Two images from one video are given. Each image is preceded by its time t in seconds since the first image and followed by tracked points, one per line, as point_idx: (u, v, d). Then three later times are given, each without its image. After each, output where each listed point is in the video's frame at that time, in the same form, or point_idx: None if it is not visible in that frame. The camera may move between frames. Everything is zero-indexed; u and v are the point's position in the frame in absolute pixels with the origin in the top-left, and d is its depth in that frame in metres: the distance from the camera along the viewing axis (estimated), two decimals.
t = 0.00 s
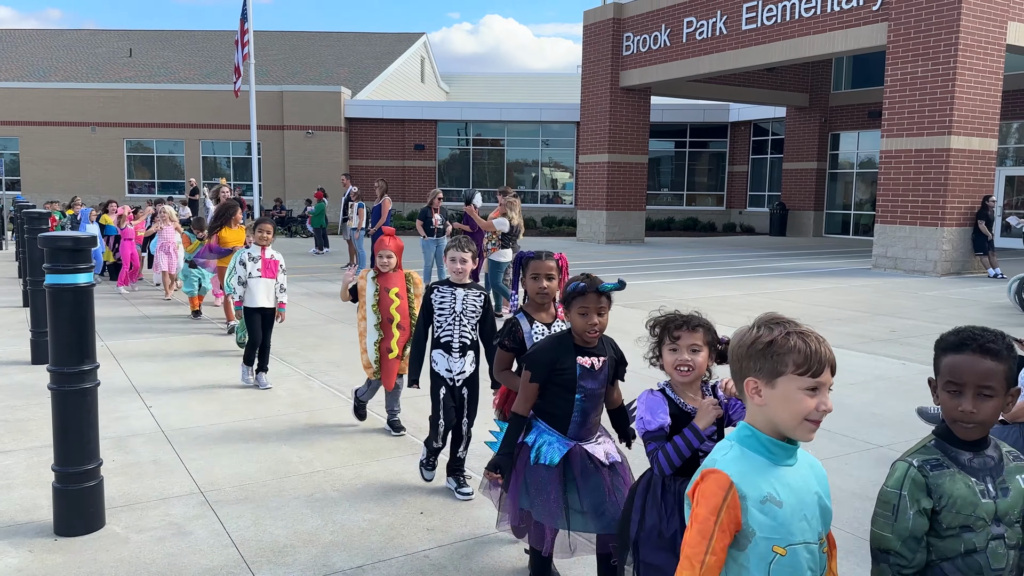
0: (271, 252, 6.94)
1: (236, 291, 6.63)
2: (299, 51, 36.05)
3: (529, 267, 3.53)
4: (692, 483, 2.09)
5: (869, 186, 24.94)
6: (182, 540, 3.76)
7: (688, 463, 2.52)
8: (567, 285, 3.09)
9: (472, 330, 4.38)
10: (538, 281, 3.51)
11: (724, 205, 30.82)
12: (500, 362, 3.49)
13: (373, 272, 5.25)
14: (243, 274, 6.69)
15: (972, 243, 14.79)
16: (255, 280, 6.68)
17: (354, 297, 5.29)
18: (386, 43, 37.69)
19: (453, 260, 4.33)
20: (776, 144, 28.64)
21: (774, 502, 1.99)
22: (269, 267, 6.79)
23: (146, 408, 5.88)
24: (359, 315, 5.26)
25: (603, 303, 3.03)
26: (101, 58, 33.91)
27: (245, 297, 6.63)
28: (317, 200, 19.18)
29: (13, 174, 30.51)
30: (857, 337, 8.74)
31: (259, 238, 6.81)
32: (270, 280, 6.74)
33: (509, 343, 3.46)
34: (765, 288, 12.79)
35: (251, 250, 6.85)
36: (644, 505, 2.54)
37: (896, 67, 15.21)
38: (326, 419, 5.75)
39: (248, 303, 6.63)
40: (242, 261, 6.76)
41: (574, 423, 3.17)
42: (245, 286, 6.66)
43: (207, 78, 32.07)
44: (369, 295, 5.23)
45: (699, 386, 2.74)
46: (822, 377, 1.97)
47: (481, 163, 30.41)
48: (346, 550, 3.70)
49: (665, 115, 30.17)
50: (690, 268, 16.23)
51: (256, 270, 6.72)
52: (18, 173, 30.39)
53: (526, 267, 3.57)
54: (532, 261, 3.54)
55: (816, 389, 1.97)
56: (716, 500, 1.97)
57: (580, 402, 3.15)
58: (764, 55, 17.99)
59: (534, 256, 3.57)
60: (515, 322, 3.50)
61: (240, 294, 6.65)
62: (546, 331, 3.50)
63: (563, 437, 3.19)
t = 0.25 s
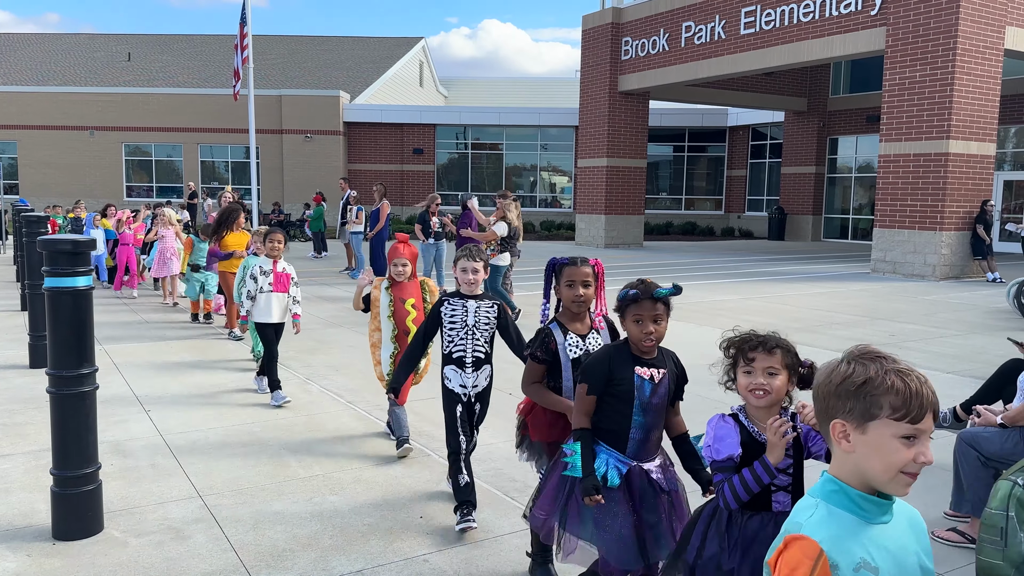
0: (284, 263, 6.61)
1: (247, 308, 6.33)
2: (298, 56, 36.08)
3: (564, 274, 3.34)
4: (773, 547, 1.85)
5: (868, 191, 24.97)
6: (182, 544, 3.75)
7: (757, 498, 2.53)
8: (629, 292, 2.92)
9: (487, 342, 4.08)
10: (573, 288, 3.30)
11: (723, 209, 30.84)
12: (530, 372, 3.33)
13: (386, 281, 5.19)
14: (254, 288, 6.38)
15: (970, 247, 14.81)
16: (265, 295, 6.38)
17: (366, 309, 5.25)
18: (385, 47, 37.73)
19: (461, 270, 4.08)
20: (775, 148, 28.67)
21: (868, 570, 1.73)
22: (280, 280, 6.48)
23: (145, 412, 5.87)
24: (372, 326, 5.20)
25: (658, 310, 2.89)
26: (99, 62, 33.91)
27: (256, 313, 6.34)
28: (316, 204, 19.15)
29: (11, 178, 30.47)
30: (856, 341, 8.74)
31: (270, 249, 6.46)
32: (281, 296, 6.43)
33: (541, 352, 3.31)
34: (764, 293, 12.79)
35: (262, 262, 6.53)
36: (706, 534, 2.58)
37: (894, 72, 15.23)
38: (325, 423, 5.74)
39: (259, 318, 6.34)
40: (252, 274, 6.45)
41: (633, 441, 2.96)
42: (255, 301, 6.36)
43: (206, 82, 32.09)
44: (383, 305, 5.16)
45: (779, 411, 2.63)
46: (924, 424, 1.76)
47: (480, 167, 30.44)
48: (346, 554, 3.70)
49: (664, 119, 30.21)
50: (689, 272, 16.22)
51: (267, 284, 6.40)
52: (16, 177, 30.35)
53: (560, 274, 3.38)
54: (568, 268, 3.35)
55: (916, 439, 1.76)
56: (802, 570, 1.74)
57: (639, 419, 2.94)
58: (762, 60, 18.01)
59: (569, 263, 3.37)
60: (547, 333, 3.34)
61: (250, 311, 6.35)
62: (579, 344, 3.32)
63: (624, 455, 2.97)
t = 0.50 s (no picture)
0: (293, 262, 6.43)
1: (262, 310, 6.11)
2: (297, 60, 36.10)
3: (609, 279, 3.17)
4: None
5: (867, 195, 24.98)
6: (180, 548, 3.74)
7: (826, 512, 2.46)
8: (671, 309, 2.73)
9: (503, 351, 3.86)
10: (621, 294, 3.12)
11: (722, 213, 30.85)
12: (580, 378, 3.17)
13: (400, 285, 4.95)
14: (267, 289, 6.18)
15: (969, 251, 14.81)
16: (279, 296, 6.19)
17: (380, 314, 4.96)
18: (384, 52, 37.76)
19: (472, 275, 3.85)
20: (774, 152, 28.68)
21: None
22: (293, 280, 6.29)
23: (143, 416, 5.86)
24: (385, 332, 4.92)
25: (705, 326, 2.69)
26: (99, 66, 33.94)
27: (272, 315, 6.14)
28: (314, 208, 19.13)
29: (10, 182, 30.45)
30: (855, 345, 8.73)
31: (280, 249, 6.27)
32: (295, 296, 6.25)
33: (584, 359, 3.15)
34: (763, 297, 12.78)
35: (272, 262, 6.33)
36: (791, 558, 2.52)
37: (893, 77, 15.25)
38: (325, 426, 5.71)
39: (275, 321, 6.15)
40: (264, 274, 6.23)
41: (685, 468, 2.73)
42: (270, 303, 6.17)
43: (205, 87, 32.10)
44: (397, 311, 4.91)
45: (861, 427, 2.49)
46: None
47: (479, 171, 30.44)
48: (344, 558, 3.68)
49: (663, 124, 30.25)
50: (689, 276, 16.22)
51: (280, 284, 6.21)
52: (15, 181, 30.33)
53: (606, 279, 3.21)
54: (612, 273, 3.19)
55: None
56: None
57: (691, 442, 2.71)
58: (761, 64, 18.03)
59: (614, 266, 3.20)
60: (591, 340, 3.17)
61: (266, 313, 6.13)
62: (628, 349, 3.13)
63: (675, 485, 2.74)
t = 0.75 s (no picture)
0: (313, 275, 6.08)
1: (279, 327, 5.79)
2: (297, 65, 36.15)
3: (654, 288, 3.15)
4: None
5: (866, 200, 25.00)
6: (180, 553, 3.74)
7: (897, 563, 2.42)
8: (735, 322, 2.65)
9: (525, 364, 3.72)
10: (666, 304, 3.10)
11: (721, 218, 30.86)
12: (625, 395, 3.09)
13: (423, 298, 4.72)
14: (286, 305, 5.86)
15: (968, 256, 14.83)
16: (299, 313, 5.85)
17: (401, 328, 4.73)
18: (384, 56, 37.81)
19: (505, 288, 3.64)
20: (773, 157, 28.70)
21: None
22: (314, 296, 5.94)
23: (143, 420, 5.86)
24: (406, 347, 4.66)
25: (771, 340, 2.63)
26: (99, 71, 33.99)
27: (290, 332, 5.85)
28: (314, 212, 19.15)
29: (9, 186, 30.47)
30: (854, 350, 8.75)
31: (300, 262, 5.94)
32: (315, 312, 5.92)
33: (630, 372, 3.08)
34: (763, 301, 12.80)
35: (293, 275, 5.99)
36: None
37: (892, 82, 15.27)
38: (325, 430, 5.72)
39: (293, 337, 5.86)
40: (284, 289, 5.91)
41: (742, 488, 2.69)
42: (289, 319, 5.85)
43: (205, 91, 32.15)
44: (420, 326, 4.68)
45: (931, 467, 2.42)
46: None
47: (479, 176, 30.47)
48: (343, 563, 3.69)
49: (662, 129, 30.29)
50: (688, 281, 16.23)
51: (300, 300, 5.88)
52: (15, 185, 30.36)
53: (650, 288, 3.18)
54: (655, 281, 3.17)
55: None
56: None
57: (749, 460, 2.67)
58: (760, 69, 18.07)
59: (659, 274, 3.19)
60: (636, 350, 3.12)
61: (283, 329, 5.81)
62: (675, 363, 3.11)
63: (733, 508, 2.69)
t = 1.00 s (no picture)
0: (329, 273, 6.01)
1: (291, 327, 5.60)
2: (297, 69, 36.19)
3: (701, 303, 2.97)
4: None
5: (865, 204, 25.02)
6: (178, 557, 3.73)
7: None
8: (820, 336, 2.40)
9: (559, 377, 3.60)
10: (716, 319, 2.92)
11: (720, 222, 30.87)
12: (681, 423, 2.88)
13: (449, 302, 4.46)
14: (299, 303, 5.72)
15: (968, 260, 14.82)
16: (315, 311, 5.74)
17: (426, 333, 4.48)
18: (384, 60, 37.86)
19: (542, 298, 3.54)
20: (772, 161, 28.70)
21: None
22: (330, 293, 5.86)
23: (142, 424, 5.85)
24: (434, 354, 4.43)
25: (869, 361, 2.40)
26: (100, 75, 34.03)
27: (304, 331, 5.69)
28: (314, 216, 19.14)
29: (9, 190, 30.48)
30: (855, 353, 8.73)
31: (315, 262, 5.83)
32: (331, 310, 5.82)
33: (686, 398, 2.84)
34: (763, 305, 12.80)
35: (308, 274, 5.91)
36: None
37: (891, 86, 15.29)
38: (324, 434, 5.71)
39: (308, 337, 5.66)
40: (298, 286, 5.78)
41: (828, 523, 2.41)
42: (302, 318, 5.71)
43: (206, 95, 32.19)
44: (445, 331, 4.40)
45: None
46: None
47: (478, 180, 30.48)
48: (342, 567, 3.67)
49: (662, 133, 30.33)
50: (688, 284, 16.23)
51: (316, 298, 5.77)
52: (15, 189, 30.36)
53: (698, 304, 3.00)
54: (703, 296, 2.99)
55: None
56: None
57: (835, 492, 2.40)
58: (760, 73, 18.10)
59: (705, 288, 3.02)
60: (688, 372, 2.90)
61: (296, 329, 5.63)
62: (732, 383, 2.89)
63: (818, 545, 2.41)
